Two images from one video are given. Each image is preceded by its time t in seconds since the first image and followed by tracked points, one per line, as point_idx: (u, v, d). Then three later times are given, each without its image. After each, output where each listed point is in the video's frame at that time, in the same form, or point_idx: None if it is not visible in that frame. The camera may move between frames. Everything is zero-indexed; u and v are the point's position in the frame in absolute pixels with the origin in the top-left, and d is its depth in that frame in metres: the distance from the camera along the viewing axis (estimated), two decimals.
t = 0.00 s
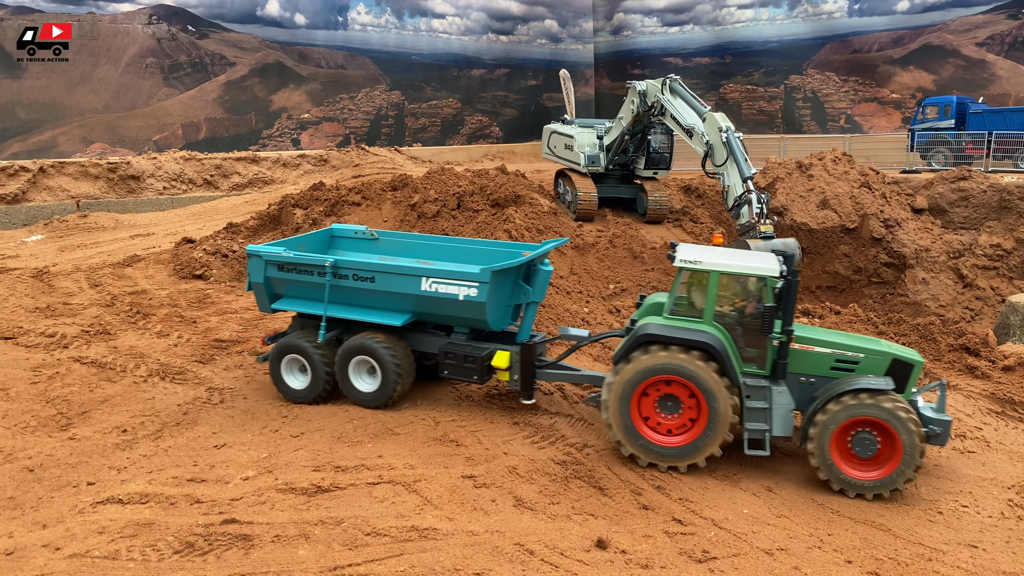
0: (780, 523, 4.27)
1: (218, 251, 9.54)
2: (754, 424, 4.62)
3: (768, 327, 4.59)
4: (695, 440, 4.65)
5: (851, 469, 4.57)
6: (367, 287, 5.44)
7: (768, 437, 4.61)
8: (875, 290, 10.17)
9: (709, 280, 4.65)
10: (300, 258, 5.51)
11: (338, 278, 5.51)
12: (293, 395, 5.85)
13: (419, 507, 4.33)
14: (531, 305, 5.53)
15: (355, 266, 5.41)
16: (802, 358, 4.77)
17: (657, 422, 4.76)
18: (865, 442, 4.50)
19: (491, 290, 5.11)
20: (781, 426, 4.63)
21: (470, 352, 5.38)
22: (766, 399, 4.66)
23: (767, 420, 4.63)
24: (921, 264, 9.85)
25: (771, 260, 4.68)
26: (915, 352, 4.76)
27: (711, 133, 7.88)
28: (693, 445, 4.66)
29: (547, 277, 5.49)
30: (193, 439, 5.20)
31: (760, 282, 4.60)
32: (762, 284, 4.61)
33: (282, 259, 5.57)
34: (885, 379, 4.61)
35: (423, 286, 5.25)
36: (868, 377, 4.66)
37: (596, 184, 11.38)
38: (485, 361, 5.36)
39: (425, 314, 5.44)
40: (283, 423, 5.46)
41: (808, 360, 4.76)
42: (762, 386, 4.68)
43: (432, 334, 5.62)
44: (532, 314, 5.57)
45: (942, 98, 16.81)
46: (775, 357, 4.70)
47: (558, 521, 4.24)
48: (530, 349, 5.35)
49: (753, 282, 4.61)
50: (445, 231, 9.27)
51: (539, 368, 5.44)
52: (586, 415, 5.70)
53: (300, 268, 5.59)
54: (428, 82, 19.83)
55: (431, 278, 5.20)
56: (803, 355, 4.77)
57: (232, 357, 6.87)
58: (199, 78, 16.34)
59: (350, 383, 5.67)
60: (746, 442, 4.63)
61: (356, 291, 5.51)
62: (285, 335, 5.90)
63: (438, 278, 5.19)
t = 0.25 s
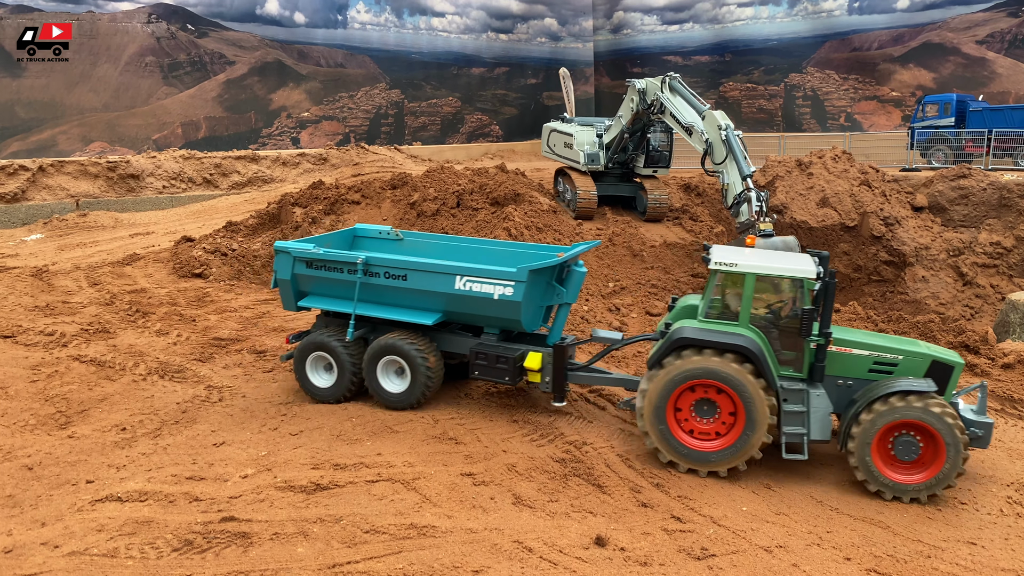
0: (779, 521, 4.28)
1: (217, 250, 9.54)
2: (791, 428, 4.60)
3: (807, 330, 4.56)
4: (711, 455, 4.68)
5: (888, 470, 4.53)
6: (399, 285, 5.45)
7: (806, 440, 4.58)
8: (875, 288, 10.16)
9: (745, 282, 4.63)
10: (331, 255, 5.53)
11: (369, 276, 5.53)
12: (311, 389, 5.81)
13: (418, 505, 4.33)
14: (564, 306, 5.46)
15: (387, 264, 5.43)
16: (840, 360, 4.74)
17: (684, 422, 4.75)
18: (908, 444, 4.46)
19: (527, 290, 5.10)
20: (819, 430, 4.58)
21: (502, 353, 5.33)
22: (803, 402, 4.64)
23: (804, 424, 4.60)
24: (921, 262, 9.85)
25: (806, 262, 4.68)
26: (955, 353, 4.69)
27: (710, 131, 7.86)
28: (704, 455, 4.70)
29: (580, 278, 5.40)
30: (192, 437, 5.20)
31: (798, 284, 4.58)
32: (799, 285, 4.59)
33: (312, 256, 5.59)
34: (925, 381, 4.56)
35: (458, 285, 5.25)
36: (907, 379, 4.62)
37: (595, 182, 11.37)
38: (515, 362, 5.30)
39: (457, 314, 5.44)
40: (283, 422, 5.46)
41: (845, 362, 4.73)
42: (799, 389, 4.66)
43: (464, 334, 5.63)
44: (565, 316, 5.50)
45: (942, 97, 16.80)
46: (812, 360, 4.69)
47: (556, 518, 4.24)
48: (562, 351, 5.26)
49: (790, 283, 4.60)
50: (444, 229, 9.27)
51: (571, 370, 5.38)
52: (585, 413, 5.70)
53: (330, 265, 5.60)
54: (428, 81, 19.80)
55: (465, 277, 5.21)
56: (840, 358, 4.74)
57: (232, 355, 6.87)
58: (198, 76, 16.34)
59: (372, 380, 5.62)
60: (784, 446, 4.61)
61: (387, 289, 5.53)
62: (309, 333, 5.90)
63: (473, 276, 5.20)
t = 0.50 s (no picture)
0: (778, 517, 4.27)
1: (216, 248, 9.53)
2: (823, 430, 4.52)
3: (839, 330, 4.48)
4: (724, 456, 4.64)
5: (915, 469, 4.49)
6: (425, 282, 5.41)
7: (837, 442, 4.50)
8: (875, 286, 10.14)
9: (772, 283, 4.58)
10: (355, 251, 5.50)
11: (394, 273, 5.49)
12: (321, 363, 5.79)
13: (417, 502, 4.33)
14: (590, 306, 5.40)
15: (412, 261, 5.39)
16: (871, 361, 4.66)
17: (712, 417, 4.68)
18: (938, 447, 4.42)
19: (556, 288, 5.05)
20: (851, 432, 4.51)
21: (527, 352, 5.27)
22: (835, 403, 4.55)
23: (835, 425, 4.52)
24: (921, 259, 9.82)
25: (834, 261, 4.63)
26: (988, 352, 4.61)
27: (710, 128, 7.84)
28: (715, 454, 4.65)
29: (608, 277, 5.33)
30: (192, 434, 5.20)
31: (827, 284, 4.53)
32: (828, 285, 4.54)
33: (336, 251, 5.56)
34: (960, 381, 4.47)
35: (485, 283, 5.20)
36: (940, 379, 4.53)
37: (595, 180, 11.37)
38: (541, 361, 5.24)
39: (483, 311, 5.39)
40: (283, 419, 5.46)
41: (876, 362, 4.65)
42: (831, 391, 4.57)
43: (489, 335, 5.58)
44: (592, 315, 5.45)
45: (942, 94, 16.79)
46: (842, 360, 4.64)
47: (556, 514, 4.24)
48: (588, 350, 5.21)
49: (820, 283, 4.55)
50: (444, 227, 9.25)
51: (597, 371, 5.31)
52: (584, 410, 5.69)
53: (354, 261, 5.58)
54: (428, 79, 19.78)
55: (493, 274, 5.16)
56: (871, 358, 4.66)
57: (231, 353, 6.86)
58: (197, 75, 16.35)
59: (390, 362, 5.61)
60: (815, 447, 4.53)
61: (412, 286, 5.49)
62: (330, 330, 5.88)
63: (501, 274, 5.14)
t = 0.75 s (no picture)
0: (779, 516, 4.28)
1: (216, 247, 9.52)
2: (861, 436, 4.48)
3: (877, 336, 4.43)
4: (744, 454, 4.61)
5: (952, 472, 4.44)
6: (457, 284, 5.34)
7: (876, 448, 4.46)
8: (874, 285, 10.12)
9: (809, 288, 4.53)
10: (386, 252, 5.43)
11: (425, 274, 5.42)
12: (349, 358, 5.70)
13: (417, 501, 4.33)
14: (622, 310, 5.24)
15: (443, 262, 5.31)
16: (910, 365, 4.59)
17: (750, 415, 4.61)
18: (977, 455, 4.36)
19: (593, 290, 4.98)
20: (889, 438, 4.48)
21: (561, 355, 5.21)
22: (873, 409, 4.50)
23: (874, 431, 4.48)
24: (920, 259, 9.82)
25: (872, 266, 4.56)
26: None
27: (709, 127, 7.83)
28: (735, 448, 4.63)
29: (642, 281, 5.13)
30: (192, 434, 5.21)
31: (864, 288, 4.46)
32: (864, 289, 4.46)
33: (366, 252, 5.50)
34: (1000, 386, 4.40)
35: (520, 285, 5.12)
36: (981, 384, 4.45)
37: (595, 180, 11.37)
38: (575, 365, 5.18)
39: (515, 313, 5.31)
40: (283, 419, 5.46)
41: (916, 367, 4.57)
42: (869, 396, 4.52)
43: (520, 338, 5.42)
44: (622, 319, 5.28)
45: (941, 93, 16.80)
46: (881, 365, 4.57)
47: (556, 514, 4.25)
48: (623, 353, 5.09)
49: (856, 286, 4.48)
50: (443, 227, 9.24)
51: (631, 375, 5.21)
52: (584, 410, 5.69)
53: (384, 261, 5.51)
54: (427, 78, 19.77)
55: (528, 277, 5.08)
56: (910, 363, 4.59)
57: (232, 352, 6.87)
58: (197, 75, 16.34)
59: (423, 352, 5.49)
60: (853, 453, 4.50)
61: (443, 287, 5.42)
62: (355, 332, 5.81)
63: (536, 276, 5.06)
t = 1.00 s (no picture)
0: (778, 516, 4.28)
1: (216, 247, 9.52)
2: (897, 442, 4.41)
3: (917, 340, 4.38)
4: (763, 444, 4.57)
5: (979, 468, 4.37)
6: (486, 289, 5.20)
7: (914, 455, 4.39)
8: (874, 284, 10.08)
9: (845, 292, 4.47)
10: (414, 256, 5.29)
11: (454, 279, 5.29)
12: (377, 357, 5.59)
13: (417, 501, 4.34)
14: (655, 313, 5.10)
15: (473, 267, 5.18)
16: (950, 371, 4.54)
17: (790, 412, 4.53)
18: (1012, 461, 4.29)
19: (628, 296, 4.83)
20: (927, 444, 4.40)
21: (594, 361, 5.11)
22: (911, 415, 4.44)
23: (911, 438, 4.42)
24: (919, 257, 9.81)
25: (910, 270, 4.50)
26: None
27: (709, 126, 7.83)
28: (758, 435, 4.57)
29: (675, 284, 5.00)
30: (191, 434, 5.21)
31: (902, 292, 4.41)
32: (902, 292, 4.41)
33: (392, 256, 5.37)
34: None
35: (552, 291, 4.98)
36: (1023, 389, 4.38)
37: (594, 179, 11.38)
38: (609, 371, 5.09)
39: (546, 318, 5.18)
40: (283, 419, 5.46)
41: (954, 372, 4.53)
42: (906, 402, 4.46)
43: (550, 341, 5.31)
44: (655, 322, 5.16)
45: (940, 92, 16.81)
46: (919, 371, 4.53)
47: (556, 513, 4.25)
48: (657, 358, 4.97)
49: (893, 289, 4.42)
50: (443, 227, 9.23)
51: (665, 381, 5.12)
52: (584, 410, 5.69)
53: (410, 266, 5.38)
54: (426, 78, 19.78)
55: (561, 282, 4.95)
56: (949, 368, 4.54)
57: (232, 352, 6.88)
58: (196, 74, 16.34)
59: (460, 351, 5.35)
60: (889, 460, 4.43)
61: (472, 292, 5.29)
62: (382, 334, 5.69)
63: (569, 282, 4.93)
